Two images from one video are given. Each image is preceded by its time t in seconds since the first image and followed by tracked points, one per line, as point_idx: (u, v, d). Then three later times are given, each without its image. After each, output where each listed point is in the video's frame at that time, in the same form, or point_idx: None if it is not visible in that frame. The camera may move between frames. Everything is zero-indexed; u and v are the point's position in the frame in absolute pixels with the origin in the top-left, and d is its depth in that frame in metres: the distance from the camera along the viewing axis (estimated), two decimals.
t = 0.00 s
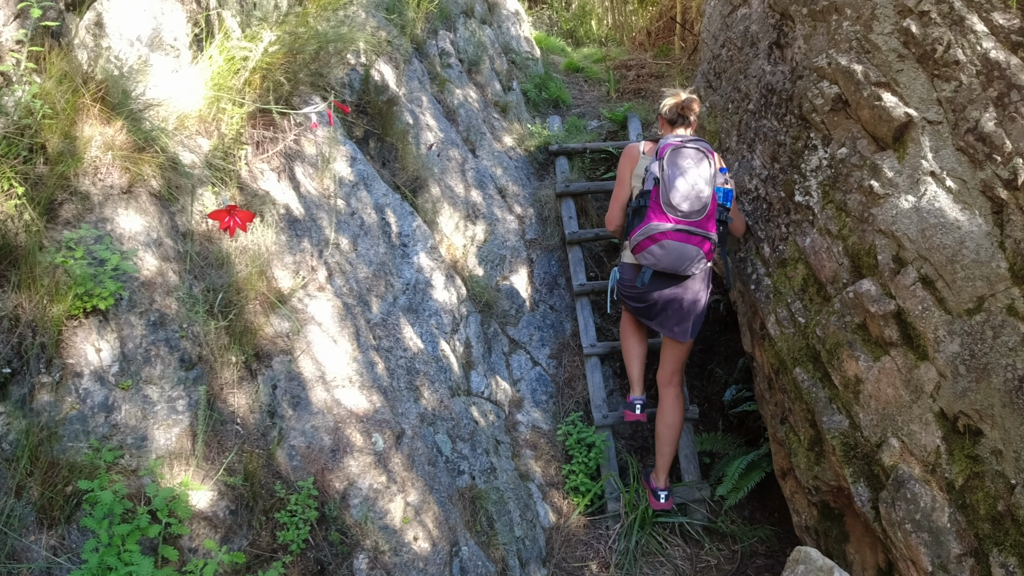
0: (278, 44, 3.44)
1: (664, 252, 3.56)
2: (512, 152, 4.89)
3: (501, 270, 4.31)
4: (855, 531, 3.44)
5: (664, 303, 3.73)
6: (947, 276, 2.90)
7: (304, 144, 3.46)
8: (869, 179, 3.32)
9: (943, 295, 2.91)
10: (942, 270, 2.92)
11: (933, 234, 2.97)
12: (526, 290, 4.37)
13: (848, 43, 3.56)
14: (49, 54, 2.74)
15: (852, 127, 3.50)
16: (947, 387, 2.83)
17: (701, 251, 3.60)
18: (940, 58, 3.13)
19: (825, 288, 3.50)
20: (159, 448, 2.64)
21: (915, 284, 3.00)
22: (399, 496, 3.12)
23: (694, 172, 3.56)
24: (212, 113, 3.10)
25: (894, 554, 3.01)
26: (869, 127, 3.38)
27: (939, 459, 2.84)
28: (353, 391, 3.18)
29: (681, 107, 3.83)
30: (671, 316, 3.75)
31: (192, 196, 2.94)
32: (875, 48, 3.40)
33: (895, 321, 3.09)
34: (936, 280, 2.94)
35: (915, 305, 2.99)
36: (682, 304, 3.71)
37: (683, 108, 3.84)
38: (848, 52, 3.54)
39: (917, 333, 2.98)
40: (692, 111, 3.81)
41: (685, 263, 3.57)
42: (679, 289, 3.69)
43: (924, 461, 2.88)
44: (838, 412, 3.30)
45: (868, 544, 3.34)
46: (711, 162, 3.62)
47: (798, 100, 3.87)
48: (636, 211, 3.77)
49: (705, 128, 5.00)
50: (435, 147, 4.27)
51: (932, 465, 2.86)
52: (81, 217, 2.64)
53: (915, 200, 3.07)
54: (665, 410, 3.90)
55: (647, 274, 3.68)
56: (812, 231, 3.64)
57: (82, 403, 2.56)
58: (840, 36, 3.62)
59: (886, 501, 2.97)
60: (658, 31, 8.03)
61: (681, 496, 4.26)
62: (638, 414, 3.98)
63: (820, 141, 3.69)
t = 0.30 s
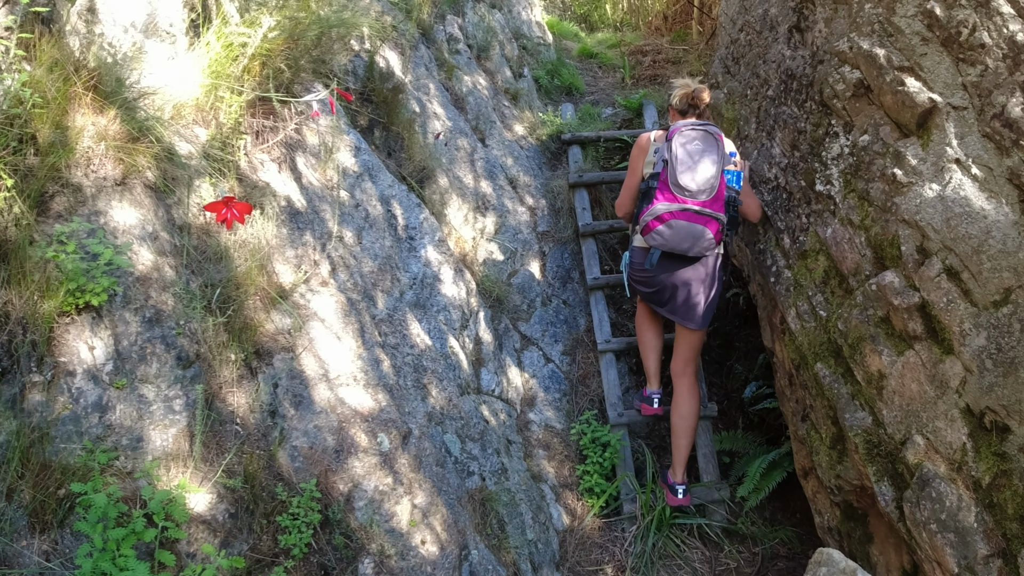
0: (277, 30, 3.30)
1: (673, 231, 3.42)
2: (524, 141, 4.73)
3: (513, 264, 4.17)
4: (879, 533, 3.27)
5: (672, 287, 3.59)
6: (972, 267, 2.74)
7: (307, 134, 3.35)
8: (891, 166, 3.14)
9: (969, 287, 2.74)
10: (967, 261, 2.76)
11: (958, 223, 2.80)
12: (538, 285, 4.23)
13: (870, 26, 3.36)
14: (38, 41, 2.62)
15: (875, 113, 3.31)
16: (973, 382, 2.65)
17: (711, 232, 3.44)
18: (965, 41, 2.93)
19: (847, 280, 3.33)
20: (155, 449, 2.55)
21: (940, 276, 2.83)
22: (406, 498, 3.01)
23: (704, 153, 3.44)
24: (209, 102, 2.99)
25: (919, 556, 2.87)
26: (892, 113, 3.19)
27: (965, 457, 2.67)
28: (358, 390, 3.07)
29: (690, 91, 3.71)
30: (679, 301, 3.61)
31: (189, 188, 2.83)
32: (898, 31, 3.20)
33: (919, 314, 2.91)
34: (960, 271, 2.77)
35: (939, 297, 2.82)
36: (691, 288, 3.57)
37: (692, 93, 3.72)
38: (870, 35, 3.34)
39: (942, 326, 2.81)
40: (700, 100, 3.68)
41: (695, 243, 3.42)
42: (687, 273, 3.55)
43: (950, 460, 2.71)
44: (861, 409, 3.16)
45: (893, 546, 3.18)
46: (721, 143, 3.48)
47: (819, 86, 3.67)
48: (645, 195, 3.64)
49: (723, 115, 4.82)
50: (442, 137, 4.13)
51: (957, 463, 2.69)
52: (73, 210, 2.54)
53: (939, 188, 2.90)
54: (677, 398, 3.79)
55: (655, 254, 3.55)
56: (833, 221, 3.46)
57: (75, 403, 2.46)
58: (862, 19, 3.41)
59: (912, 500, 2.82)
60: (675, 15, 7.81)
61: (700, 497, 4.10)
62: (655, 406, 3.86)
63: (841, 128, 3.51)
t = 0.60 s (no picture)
0: (278, 19, 3.18)
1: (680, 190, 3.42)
2: (537, 132, 4.56)
3: (526, 260, 4.03)
4: (905, 538, 3.08)
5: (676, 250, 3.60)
6: (1002, 261, 2.56)
7: (310, 127, 3.24)
8: (916, 157, 2.97)
9: (997, 282, 2.57)
10: (996, 254, 2.58)
11: (986, 216, 2.64)
12: (552, 282, 4.08)
13: (894, 11, 3.17)
14: (30, 32, 2.54)
15: (899, 102, 3.13)
16: (1002, 381, 2.49)
17: (719, 194, 3.44)
18: (993, 27, 2.77)
19: (871, 276, 3.14)
20: (152, 455, 2.46)
21: (968, 271, 2.65)
22: (414, 504, 2.90)
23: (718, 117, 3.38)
24: (208, 94, 2.88)
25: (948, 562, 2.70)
26: (918, 102, 3.02)
27: (994, 459, 2.49)
28: (364, 392, 2.96)
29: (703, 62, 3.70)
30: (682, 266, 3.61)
31: (186, 183, 2.72)
32: (923, 16, 3.02)
33: (946, 310, 2.74)
34: (989, 266, 2.60)
35: (966, 293, 2.65)
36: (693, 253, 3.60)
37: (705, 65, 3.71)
38: (894, 21, 3.16)
39: (969, 322, 2.64)
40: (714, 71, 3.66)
41: (702, 203, 3.43)
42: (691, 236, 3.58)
43: (979, 462, 2.54)
44: (887, 408, 2.97)
45: (920, 552, 3.00)
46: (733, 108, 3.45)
47: (841, 74, 3.48)
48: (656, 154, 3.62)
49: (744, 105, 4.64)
50: (452, 129, 4.00)
51: (987, 465, 2.52)
52: (65, 207, 2.44)
53: (967, 179, 2.74)
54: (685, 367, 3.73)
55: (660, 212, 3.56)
56: (857, 215, 3.26)
57: (69, 407, 2.37)
58: (886, 3, 3.23)
59: (938, 504, 2.64)
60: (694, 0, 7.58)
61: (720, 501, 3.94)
62: (673, 416, 3.70)
63: (864, 117, 3.31)
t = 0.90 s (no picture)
0: (281, 11, 3.07)
1: (688, 153, 3.32)
2: (552, 126, 4.40)
3: (541, 259, 3.89)
4: (937, 547, 2.88)
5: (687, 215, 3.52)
6: None
7: (314, 122, 3.13)
8: (944, 150, 2.79)
9: None
10: None
11: (1017, 210, 2.48)
12: (568, 282, 3.94)
13: None
14: (21, 26, 2.42)
15: (926, 92, 2.95)
16: None
17: (727, 156, 3.32)
18: None
19: (899, 273, 2.95)
20: (149, 465, 2.36)
21: (999, 267, 2.49)
22: (423, 515, 2.78)
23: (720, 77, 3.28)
24: (207, 89, 2.79)
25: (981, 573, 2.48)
26: (946, 92, 2.85)
27: None
28: (370, 398, 2.85)
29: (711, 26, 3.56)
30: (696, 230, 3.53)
31: (185, 182, 2.63)
32: (951, 3, 2.87)
33: (976, 309, 2.57)
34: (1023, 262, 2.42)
35: (998, 289, 2.48)
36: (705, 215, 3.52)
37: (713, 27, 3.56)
38: (921, 8, 3.00)
39: (1002, 321, 2.47)
40: (723, 32, 3.53)
41: (711, 164, 3.32)
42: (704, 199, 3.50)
43: (1013, 466, 2.35)
44: (915, 412, 2.77)
45: (951, 561, 2.79)
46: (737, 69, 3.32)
47: (866, 63, 3.29)
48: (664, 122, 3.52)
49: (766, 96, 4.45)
50: (463, 123, 3.87)
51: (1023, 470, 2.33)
52: (58, 208, 2.34)
53: (997, 173, 2.57)
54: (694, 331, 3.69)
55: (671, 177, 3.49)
56: (883, 210, 3.07)
57: (63, 415, 2.27)
58: None
59: (969, 511, 2.46)
60: None
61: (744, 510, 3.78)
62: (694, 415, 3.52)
63: (891, 109, 3.12)
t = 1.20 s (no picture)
0: (286, 5, 2.96)
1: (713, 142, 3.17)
2: (570, 122, 4.25)
3: (560, 261, 3.75)
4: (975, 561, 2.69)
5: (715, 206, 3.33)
6: None
7: (320, 121, 3.02)
8: (978, 143, 2.59)
9: None
10: None
11: None
12: (588, 284, 3.80)
13: None
14: (16, 24, 2.34)
15: (959, 83, 2.76)
16: None
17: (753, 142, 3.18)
18: None
19: (931, 273, 2.76)
20: (151, 479, 2.26)
21: None
22: (437, 529, 2.66)
23: (733, 63, 3.18)
24: (210, 88, 2.68)
25: None
26: (979, 83, 2.66)
27: None
28: (382, 408, 2.72)
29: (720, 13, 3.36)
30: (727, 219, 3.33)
31: (186, 184, 2.53)
32: None
33: (1013, 309, 2.36)
34: None
35: None
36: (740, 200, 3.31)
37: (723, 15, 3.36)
38: None
39: None
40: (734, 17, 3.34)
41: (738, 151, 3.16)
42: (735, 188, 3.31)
43: None
44: (950, 417, 2.60)
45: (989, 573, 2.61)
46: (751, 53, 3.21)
47: (897, 54, 3.11)
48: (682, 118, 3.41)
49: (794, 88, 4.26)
50: (477, 120, 3.74)
51: None
52: (54, 213, 2.24)
53: None
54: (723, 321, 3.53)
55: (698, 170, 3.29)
56: (915, 206, 2.88)
57: (60, 429, 2.17)
58: None
59: (1008, 520, 2.29)
60: None
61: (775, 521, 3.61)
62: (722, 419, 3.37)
63: (922, 101, 2.93)
